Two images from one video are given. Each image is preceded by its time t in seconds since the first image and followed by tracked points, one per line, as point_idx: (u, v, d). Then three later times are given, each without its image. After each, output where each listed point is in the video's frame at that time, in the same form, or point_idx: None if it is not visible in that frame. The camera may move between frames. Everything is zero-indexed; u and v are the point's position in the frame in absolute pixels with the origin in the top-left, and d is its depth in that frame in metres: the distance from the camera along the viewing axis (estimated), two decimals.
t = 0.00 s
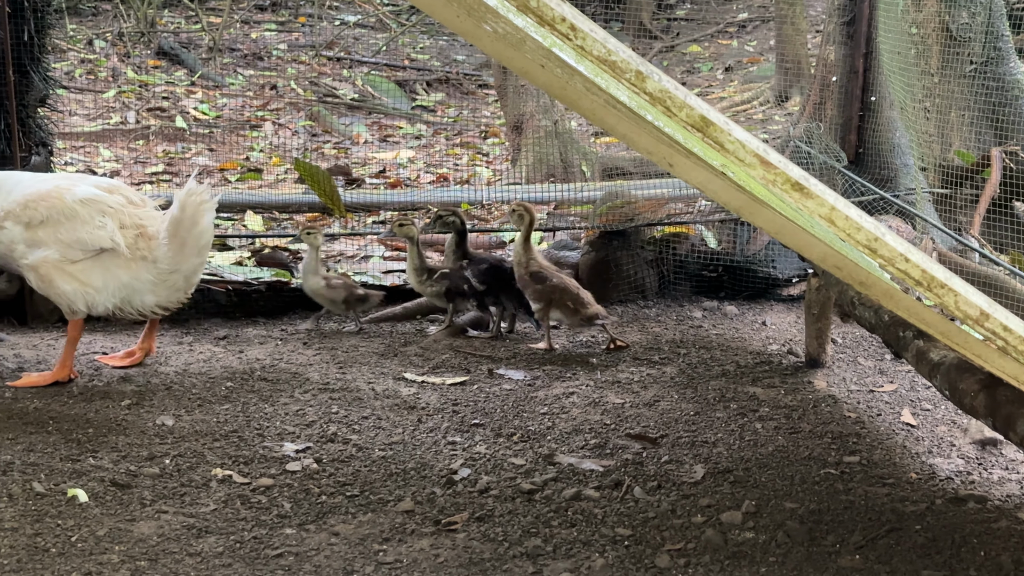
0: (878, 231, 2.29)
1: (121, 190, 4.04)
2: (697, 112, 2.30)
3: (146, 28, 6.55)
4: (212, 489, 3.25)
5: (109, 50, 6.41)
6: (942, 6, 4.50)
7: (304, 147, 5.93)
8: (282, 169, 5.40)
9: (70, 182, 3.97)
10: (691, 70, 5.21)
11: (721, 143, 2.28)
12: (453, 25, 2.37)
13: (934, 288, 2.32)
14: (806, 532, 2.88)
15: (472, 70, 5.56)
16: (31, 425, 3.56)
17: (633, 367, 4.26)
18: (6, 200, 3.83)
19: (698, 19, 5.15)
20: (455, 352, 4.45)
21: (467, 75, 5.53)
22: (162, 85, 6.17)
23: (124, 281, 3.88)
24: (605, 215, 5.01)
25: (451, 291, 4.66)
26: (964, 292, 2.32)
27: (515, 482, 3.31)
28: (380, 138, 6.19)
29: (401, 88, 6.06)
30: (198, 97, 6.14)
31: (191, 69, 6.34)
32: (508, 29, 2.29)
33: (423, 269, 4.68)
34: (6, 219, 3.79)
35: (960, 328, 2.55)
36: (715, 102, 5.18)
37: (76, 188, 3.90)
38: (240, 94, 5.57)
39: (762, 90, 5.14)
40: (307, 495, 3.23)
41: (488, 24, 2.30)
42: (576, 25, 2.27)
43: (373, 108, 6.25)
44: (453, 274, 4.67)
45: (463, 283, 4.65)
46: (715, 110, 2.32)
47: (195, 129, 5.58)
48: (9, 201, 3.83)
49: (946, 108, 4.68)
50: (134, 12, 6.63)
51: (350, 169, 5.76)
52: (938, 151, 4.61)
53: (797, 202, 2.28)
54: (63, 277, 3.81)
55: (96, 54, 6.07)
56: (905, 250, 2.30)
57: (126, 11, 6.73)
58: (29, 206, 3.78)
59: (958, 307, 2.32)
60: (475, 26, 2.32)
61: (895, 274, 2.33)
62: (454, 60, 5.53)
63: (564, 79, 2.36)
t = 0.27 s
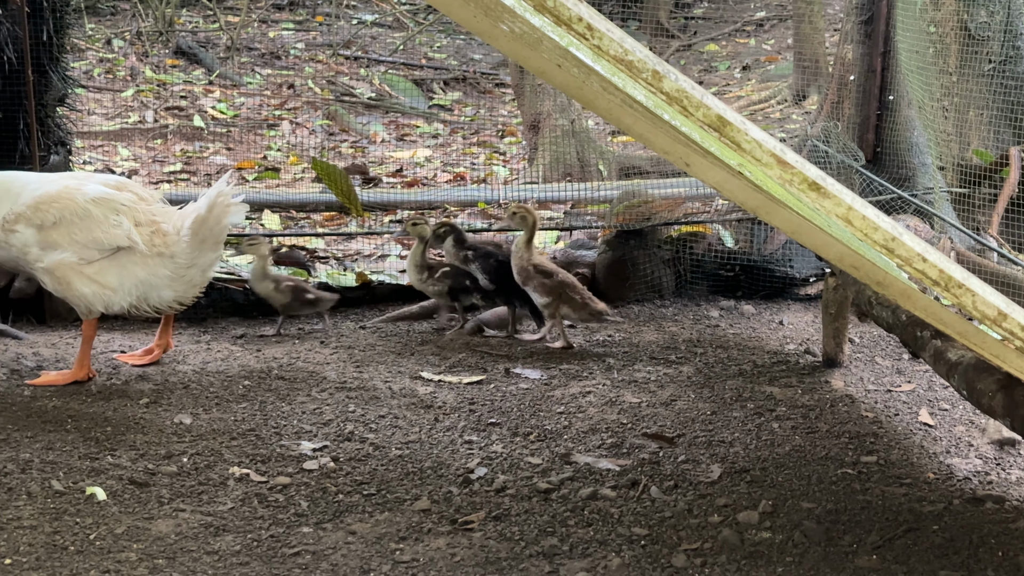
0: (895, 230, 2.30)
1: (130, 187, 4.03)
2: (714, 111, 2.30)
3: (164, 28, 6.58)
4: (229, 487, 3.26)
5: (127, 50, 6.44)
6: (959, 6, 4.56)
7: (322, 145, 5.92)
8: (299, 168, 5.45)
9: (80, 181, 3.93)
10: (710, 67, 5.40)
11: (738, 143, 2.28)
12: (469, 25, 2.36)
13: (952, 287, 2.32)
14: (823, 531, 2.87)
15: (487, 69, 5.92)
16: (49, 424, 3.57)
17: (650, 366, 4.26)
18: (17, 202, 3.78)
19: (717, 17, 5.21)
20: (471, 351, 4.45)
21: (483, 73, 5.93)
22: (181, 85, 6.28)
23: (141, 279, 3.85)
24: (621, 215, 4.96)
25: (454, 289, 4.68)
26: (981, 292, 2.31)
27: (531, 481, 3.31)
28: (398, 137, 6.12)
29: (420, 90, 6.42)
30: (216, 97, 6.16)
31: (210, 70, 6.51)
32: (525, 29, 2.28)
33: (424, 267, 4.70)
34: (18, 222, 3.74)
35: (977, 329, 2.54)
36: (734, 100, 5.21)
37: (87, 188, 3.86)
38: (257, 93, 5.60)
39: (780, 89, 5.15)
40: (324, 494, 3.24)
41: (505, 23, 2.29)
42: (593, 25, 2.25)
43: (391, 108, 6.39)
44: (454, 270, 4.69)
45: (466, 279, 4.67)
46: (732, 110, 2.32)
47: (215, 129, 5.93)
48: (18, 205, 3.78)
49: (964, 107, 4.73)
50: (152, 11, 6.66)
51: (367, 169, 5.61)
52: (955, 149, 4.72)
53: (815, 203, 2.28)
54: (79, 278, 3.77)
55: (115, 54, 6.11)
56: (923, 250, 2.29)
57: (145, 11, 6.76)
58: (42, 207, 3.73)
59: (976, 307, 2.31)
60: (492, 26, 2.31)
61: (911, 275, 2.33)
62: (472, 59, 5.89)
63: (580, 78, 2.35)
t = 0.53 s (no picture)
0: (924, 231, 2.30)
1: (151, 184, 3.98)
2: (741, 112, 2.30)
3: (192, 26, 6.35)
4: (256, 486, 3.27)
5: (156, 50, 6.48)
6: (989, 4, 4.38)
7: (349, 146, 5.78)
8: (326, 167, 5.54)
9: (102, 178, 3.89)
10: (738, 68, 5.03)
11: (765, 143, 2.29)
12: (495, 26, 2.36)
13: (981, 289, 2.31)
14: (851, 534, 2.86)
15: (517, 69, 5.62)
16: (77, 422, 3.59)
17: (676, 366, 4.25)
18: (40, 198, 3.72)
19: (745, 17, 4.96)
20: (497, 351, 4.46)
21: (511, 73, 5.61)
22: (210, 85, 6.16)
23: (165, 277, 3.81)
24: (647, 215, 4.99)
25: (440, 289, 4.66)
26: (1010, 293, 2.31)
27: (557, 481, 3.31)
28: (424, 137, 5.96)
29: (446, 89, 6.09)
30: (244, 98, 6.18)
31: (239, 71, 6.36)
32: (552, 29, 2.28)
33: (414, 265, 4.69)
34: (41, 217, 3.68)
35: (1007, 330, 2.53)
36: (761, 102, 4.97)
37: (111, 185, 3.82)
38: (285, 92, 5.57)
39: (808, 89, 5.02)
40: (350, 493, 3.24)
41: (532, 24, 2.28)
42: (620, 24, 2.27)
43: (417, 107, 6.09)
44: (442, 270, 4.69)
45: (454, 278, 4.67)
46: (759, 110, 2.32)
47: (243, 129, 5.68)
48: (40, 199, 3.72)
49: (993, 107, 4.55)
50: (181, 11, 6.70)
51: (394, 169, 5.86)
52: (984, 150, 4.58)
53: (841, 202, 2.30)
54: (104, 276, 3.73)
55: (144, 53, 6.15)
56: (952, 251, 2.30)
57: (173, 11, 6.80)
58: (66, 203, 3.68)
59: (1005, 309, 2.31)
60: (519, 26, 2.31)
61: (940, 276, 2.33)
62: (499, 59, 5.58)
63: (607, 78, 2.35)
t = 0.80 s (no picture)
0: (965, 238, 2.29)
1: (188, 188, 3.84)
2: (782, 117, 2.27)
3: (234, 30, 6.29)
4: (294, 488, 3.28)
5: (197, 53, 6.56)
6: None
7: (386, 149, 5.48)
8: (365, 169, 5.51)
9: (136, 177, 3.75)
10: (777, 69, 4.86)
11: (805, 149, 2.25)
12: (533, 28, 2.32)
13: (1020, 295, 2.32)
14: (890, 540, 2.83)
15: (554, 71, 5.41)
16: (117, 423, 3.61)
17: (714, 371, 4.23)
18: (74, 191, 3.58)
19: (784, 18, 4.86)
20: (535, 355, 4.48)
21: (550, 76, 5.38)
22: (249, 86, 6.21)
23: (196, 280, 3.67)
24: (685, 219, 5.04)
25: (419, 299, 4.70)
26: None
27: (594, 485, 3.30)
28: (463, 139, 5.77)
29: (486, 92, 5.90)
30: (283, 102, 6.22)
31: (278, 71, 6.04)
32: (591, 33, 2.23)
33: (385, 277, 4.73)
34: (76, 209, 3.54)
35: None
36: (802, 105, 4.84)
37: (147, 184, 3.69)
38: (323, 94, 5.54)
39: (848, 91, 4.90)
40: (387, 496, 3.24)
41: (570, 28, 2.25)
42: (660, 30, 2.24)
43: (456, 109, 5.94)
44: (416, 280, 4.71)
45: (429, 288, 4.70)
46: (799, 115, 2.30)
47: (280, 129, 5.74)
48: (81, 189, 3.59)
49: None
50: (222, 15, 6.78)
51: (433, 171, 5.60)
52: None
53: (882, 209, 2.26)
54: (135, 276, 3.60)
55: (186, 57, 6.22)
56: (993, 257, 2.29)
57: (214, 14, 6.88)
58: (102, 198, 3.54)
59: None
60: (557, 29, 2.28)
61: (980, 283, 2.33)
62: (537, 60, 5.38)
63: (645, 83, 2.32)
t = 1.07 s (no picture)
0: None
1: (269, 195, 3.88)
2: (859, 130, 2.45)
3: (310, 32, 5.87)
4: (371, 494, 3.32)
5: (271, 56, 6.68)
6: None
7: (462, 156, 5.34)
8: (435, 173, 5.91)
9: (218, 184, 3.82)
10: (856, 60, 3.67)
11: (884, 160, 2.42)
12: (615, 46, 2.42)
13: None
14: (968, 556, 2.82)
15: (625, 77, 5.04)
16: (197, 427, 3.68)
17: (787, 379, 4.22)
18: (158, 197, 3.66)
19: None
20: (608, 362, 4.52)
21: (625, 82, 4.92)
22: (322, 92, 6.22)
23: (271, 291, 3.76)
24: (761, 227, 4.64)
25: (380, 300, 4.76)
26: None
27: (667, 494, 3.31)
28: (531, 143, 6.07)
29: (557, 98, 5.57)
30: (354, 103, 6.27)
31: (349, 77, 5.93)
32: (672, 47, 2.34)
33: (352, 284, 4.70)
34: (157, 217, 3.62)
35: None
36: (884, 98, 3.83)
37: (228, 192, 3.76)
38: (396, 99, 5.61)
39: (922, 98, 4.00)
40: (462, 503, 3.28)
41: (649, 43, 2.35)
42: (739, 45, 2.38)
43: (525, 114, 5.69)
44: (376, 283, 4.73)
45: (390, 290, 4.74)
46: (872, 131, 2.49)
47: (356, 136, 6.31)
48: (163, 196, 3.66)
49: None
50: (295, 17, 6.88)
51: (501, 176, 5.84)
52: None
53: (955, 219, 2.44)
54: (215, 285, 3.71)
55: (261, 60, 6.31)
56: None
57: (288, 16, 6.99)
58: (184, 207, 3.62)
59: None
60: (640, 46, 2.37)
61: None
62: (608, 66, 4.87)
63: (727, 98, 2.42)
